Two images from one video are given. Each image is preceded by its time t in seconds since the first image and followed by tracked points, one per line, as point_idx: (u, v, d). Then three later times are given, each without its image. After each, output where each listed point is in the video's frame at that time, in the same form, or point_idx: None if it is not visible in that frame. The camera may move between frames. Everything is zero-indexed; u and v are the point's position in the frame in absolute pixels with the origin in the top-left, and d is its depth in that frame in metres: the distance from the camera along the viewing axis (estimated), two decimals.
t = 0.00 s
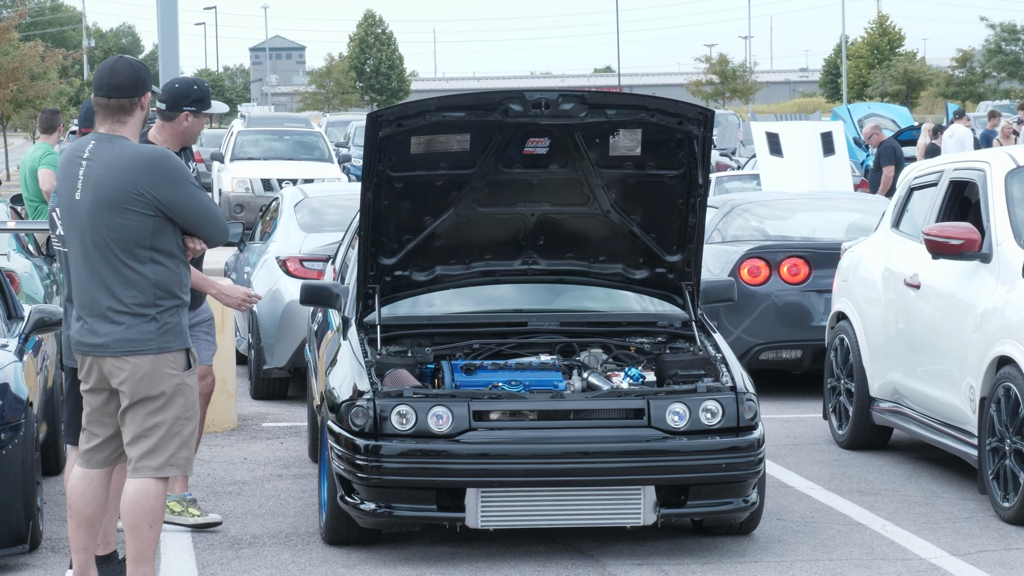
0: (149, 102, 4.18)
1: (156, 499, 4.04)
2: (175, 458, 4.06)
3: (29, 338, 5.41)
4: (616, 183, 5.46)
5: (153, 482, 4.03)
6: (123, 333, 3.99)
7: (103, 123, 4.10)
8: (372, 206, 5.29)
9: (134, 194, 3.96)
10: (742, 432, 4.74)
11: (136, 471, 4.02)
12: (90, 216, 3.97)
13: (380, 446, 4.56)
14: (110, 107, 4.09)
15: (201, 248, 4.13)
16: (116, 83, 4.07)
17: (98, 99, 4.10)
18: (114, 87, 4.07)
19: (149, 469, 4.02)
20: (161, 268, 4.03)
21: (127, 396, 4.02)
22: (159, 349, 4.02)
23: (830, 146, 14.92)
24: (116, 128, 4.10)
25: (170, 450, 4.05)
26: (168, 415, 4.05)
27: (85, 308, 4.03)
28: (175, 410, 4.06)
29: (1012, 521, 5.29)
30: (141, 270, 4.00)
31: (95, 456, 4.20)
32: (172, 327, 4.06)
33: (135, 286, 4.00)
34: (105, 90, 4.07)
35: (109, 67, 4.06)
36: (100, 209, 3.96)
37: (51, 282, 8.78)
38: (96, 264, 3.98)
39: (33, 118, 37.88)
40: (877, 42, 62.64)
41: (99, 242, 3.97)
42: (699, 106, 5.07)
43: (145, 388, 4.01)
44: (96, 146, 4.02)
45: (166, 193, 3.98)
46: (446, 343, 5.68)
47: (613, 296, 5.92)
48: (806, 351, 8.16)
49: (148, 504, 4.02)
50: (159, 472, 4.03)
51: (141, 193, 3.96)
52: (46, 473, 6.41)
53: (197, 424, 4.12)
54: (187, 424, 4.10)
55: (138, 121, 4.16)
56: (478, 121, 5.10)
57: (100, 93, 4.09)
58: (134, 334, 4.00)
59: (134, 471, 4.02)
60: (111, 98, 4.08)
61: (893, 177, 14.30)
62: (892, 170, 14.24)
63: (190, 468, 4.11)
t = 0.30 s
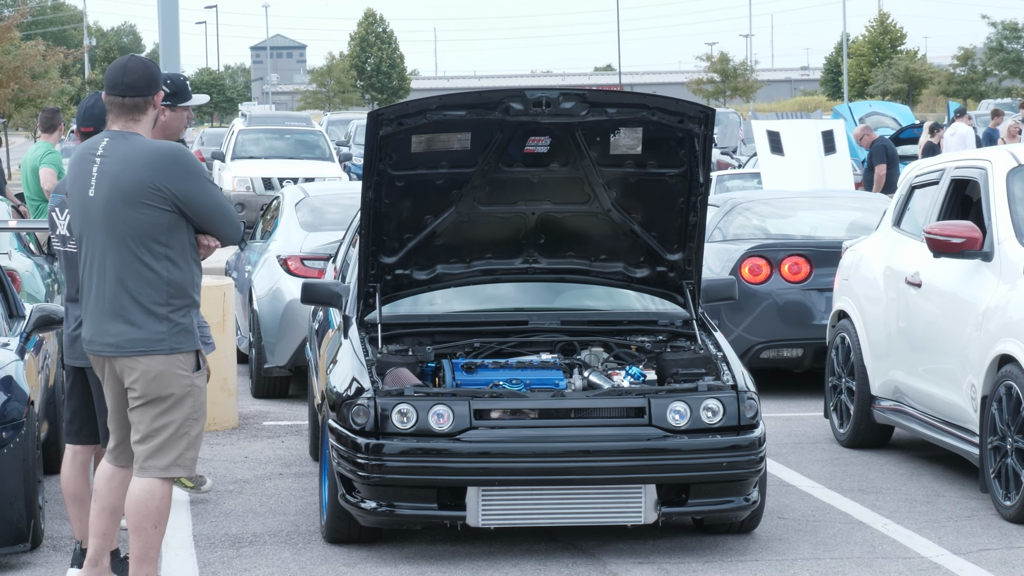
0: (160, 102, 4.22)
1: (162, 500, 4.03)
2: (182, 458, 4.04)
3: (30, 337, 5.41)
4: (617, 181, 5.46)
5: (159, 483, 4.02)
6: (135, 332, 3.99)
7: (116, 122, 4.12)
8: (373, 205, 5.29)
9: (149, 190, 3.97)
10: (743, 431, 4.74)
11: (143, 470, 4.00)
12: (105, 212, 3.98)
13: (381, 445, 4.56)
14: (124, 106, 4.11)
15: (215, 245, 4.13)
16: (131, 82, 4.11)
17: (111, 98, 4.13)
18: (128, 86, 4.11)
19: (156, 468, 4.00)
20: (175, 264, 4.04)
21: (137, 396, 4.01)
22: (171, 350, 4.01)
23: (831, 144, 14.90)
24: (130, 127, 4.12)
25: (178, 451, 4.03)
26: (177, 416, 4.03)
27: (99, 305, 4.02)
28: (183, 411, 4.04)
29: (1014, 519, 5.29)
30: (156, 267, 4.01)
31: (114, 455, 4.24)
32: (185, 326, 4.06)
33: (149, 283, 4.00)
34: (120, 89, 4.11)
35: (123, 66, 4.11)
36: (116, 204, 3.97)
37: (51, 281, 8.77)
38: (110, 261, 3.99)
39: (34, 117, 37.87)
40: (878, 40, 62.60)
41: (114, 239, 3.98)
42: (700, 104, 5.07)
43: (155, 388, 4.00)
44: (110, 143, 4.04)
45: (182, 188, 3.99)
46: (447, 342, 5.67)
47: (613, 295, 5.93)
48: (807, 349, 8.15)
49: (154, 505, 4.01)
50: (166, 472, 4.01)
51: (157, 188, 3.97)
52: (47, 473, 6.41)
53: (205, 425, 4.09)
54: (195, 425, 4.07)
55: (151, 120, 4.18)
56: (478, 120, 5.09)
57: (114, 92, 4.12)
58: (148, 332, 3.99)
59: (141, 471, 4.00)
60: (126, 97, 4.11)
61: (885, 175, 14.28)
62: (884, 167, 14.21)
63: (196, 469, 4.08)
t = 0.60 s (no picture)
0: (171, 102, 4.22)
1: (166, 497, 4.04)
2: (186, 456, 4.06)
3: (33, 335, 5.42)
4: (619, 180, 5.46)
5: (163, 480, 4.03)
6: (144, 331, 3.99)
7: (128, 121, 4.12)
8: (376, 203, 5.29)
9: (161, 189, 3.97)
10: (746, 430, 4.74)
11: (147, 467, 4.02)
12: (117, 211, 3.97)
13: (383, 443, 4.56)
14: (137, 106, 4.11)
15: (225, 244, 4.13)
16: (143, 82, 4.11)
17: (123, 98, 4.12)
18: (141, 86, 4.11)
19: (160, 465, 4.02)
20: (185, 264, 4.03)
21: (143, 394, 4.02)
22: (179, 349, 4.01)
23: (834, 142, 14.87)
24: (142, 126, 4.12)
25: (182, 449, 4.05)
26: (182, 415, 4.04)
27: (109, 304, 4.02)
28: (189, 410, 4.05)
29: (1016, 518, 5.28)
30: (167, 266, 4.00)
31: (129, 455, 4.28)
32: (193, 325, 4.05)
33: (160, 282, 3.99)
34: (132, 89, 4.10)
35: (135, 66, 4.12)
36: (128, 203, 3.96)
37: (54, 280, 8.78)
38: (121, 260, 3.98)
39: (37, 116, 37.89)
40: (880, 39, 62.54)
41: (126, 237, 3.97)
42: (703, 103, 5.06)
43: (162, 386, 4.00)
44: (122, 142, 4.04)
45: (194, 187, 3.99)
46: (449, 340, 5.66)
47: (616, 293, 5.92)
48: (810, 348, 8.15)
49: (157, 502, 4.01)
50: (170, 469, 4.03)
51: (169, 187, 3.97)
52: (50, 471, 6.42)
53: (210, 425, 4.11)
54: (200, 424, 4.09)
55: (162, 120, 4.19)
56: (480, 119, 5.09)
57: (126, 92, 4.12)
58: (157, 331, 3.99)
59: (145, 467, 4.02)
60: (139, 97, 4.11)
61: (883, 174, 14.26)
62: (879, 166, 14.17)
63: (199, 467, 4.10)
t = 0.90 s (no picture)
0: (178, 103, 4.25)
1: (193, 487, 4.04)
2: (214, 450, 4.08)
3: (44, 335, 5.45)
4: (629, 180, 5.46)
5: (190, 471, 4.04)
6: (156, 332, 4.02)
7: (135, 123, 4.14)
8: (385, 204, 5.30)
9: (168, 190, 3.98)
10: (756, 430, 4.74)
11: (176, 458, 4.05)
12: (125, 214, 3.99)
13: (393, 443, 4.58)
14: (143, 108, 4.14)
15: (234, 241, 4.14)
16: (148, 84, 4.14)
17: (130, 100, 4.15)
18: (147, 88, 4.14)
19: (189, 458, 4.05)
20: (195, 264, 4.05)
21: (162, 393, 4.05)
22: (191, 348, 4.03)
23: (844, 142, 14.84)
24: (149, 127, 4.14)
25: (210, 443, 4.07)
26: (206, 413, 4.07)
27: (121, 306, 4.05)
28: (214, 406, 4.08)
29: None
30: (176, 267, 4.02)
31: (144, 452, 4.23)
32: (205, 324, 4.07)
33: (170, 283, 4.01)
34: (139, 91, 4.14)
35: (140, 68, 4.15)
36: (135, 206, 3.98)
37: (65, 280, 8.82)
38: (130, 262, 4.01)
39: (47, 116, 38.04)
40: (890, 38, 62.40)
41: (134, 239, 3.99)
42: (712, 103, 5.06)
43: (179, 385, 4.04)
44: (128, 145, 4.06)
45: (200, 188, 4.00)
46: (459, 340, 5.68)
47: (626, 293, 5.94)
48: (820, 348, 8.14)
49: (184, 492, 4.02)
50: (199, 462, 4.06)
51: (175, 188, 3.98)
52: (61, 471, 6.44)
53: (235, 418, 4.13)
54: (225, 419, 4.11)
55: (169, 121, 4.21)
56: (490, 118, 5.10)
57: (133, 94, 4.15)
58: (169, 332, 4.02)
59: (174, 458, 4.05)
60: (145, 99, 4.14)
61: (891, 174, 14.24)
62: (887, 167, 14.14)
63: (226, 460, 4.12)
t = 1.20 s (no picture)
0: (190, 104, 4.28)
1: (231, 485, 4.07)
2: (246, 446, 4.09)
3: (54, 336, 5.48)
4: (638, 181, 5.47)
5: (228, 469, 4.06)
6: (165, 330, 4.03)
7: (147, 123, 4.17)
8: (395, 204, 5.31)
9: (180, 188, 4.00)
10: (766, 431, 4.74)
11: (211, 459, 4.07)
12: (137, 212, 4.02)
13: (403, 444, 4.59)
14: (155, 108, 4.17)
15: (246, 240, 4.15)
16: (160, 84, 4.18)
17: (143, 101, 4.19)
18: (159, 88, 4.18)
19: (222, 457, 4.06)
20: (207, 262, 4.06)
21: (180, 390, 4.06)
22: (203, 345, 4.04)
23: (853, 143, 14.82)
24: (161, 127, 4.18)
25: (239, 440, 4.08)
26: (231, 409, 4.08)
27: (133, 304, 4.07)
28: (238, 402, 4.09)
29: None
30: (187, 265, 4.03)
31: (157, 451, 4.26)
32: (216, 323, 4.08)
33: (180, 281, 4.02)
34: (151, 92, 4.17)
35: (153, 69, 4.19)
36: (147, 204, 4.01)
37: (75, 281, 8.86)
38: (141, 260, 4.03)
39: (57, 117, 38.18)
40: (900, 39, 62.29)
41: (146, 237, 4.02)
42: (722, 104, 5.07)
43: (194, 382, 4.05)
44: (142, 144, 4.09)
45: (211, 185, 4.02)
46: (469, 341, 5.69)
47: (636, 295, 5.96)
48: (829, 349, 8.13)
49: (223, 489, 4.04)
50: (233, 460, 4.07)
51: (187, 186, 4.00)
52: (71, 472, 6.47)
53: (259, 412, 4.15)
54: (252, 415, 4.13)
55: (182, 121, 4.25)
56: (499, 119, 5.11)
57: (145, 94, 4.19)
58: (180, 330, 4.03)
59: (208, 459, 4.07)
60: (157, 99, 4.17)
61: (900, 175, 14.22)
62: (896, 168, 14.13)
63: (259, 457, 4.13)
